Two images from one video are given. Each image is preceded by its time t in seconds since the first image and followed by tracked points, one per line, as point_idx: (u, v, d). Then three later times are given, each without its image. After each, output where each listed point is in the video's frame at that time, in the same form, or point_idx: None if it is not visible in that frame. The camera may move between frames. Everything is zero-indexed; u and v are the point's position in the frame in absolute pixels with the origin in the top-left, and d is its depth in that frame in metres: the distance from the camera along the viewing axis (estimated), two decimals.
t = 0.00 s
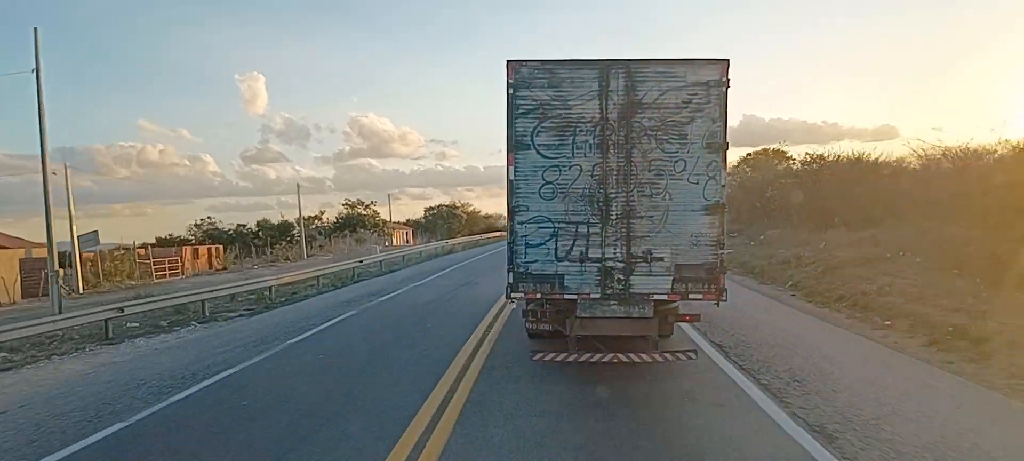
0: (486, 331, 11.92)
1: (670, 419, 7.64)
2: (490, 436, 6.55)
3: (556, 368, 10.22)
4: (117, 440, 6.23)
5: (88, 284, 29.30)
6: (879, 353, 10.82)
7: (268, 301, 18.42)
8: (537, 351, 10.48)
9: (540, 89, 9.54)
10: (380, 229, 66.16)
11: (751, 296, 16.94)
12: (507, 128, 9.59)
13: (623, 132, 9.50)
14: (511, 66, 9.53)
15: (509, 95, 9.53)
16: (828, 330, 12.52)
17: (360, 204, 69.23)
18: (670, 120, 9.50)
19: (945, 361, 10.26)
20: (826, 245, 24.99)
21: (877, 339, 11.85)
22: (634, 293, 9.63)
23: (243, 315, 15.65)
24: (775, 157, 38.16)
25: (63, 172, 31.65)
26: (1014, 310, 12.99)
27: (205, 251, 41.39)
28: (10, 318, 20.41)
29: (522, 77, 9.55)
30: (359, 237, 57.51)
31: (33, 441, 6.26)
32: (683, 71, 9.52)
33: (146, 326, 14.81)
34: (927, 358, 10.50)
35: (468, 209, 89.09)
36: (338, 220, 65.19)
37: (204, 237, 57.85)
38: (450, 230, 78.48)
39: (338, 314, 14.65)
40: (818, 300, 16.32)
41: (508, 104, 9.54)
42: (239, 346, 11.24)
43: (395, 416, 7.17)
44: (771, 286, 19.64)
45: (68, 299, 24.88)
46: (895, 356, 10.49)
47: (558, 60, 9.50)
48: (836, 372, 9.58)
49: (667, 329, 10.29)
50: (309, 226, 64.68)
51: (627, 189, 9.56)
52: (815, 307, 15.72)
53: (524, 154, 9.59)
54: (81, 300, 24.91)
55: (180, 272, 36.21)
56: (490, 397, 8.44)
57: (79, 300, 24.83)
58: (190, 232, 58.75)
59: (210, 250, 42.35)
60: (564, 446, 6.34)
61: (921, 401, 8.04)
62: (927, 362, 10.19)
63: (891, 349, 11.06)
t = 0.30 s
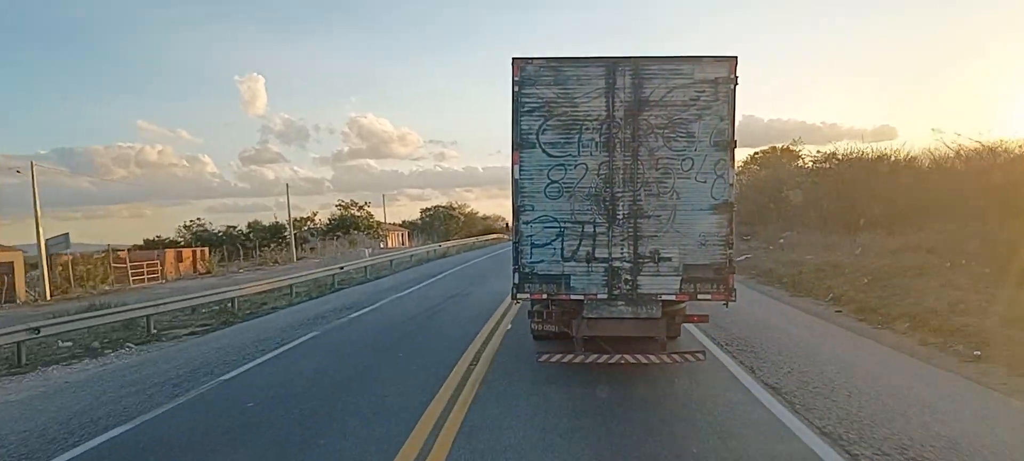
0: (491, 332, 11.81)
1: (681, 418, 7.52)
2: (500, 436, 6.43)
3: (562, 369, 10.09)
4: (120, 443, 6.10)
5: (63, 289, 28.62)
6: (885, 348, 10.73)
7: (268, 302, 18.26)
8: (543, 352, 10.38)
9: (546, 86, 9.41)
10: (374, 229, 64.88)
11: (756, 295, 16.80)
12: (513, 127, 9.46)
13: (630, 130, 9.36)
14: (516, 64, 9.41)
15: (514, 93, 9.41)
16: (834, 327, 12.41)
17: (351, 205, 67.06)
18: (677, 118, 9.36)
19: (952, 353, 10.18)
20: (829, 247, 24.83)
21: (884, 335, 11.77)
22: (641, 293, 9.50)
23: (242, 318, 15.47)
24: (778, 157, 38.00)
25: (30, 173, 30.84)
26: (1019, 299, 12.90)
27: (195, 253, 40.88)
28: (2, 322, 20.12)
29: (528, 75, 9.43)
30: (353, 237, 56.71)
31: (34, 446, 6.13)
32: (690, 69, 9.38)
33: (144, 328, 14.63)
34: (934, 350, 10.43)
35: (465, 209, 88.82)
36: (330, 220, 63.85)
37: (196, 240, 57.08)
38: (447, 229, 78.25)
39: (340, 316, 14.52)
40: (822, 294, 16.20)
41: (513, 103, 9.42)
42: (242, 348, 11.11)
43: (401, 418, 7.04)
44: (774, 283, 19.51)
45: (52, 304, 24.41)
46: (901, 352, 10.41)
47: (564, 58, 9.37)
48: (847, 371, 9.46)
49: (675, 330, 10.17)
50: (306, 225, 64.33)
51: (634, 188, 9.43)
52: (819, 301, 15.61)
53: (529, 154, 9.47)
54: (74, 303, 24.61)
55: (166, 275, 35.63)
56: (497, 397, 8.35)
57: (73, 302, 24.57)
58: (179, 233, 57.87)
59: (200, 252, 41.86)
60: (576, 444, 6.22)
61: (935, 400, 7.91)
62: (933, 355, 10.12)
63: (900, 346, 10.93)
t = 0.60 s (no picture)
0: (495, 336, 11.70)
1: (687, 423, 7.37)
2: (503, 442, 6.29)
3: (567, 374, 9.94)
4: (118, 453, 5.94)
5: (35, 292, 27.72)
6: (891, 354, 10.64)
7: (268, 305, 18.11)
8: (548, 356, 10.29)
9: (551, 87, 9.31)
10: (368, 230, 63.78)
11: (758, 299, 16.69)
12: (518, 128, 9.35)
13: (636, 131, 9.25)
14: (521, 64, 9.31)
15: (519, 94, 9.31)
16: (840, 333, 12.30)
17: (346, 206, 65.46)
18: (684, 119, 9.25)
19: (959, 361, 10.09)
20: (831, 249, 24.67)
21: (890, 342, 11.66)
22: (648, 296, 9.38)
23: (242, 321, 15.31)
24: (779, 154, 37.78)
25: None
26: None
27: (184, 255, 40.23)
28: None
29: (533, 76, 9.33)
30: (348, 239, 56.00)
31: (29, 456, 5.96)
32: (698, 69, 9.27)
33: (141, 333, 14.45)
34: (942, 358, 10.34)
35: (463, 210, 88.61)
36: (323, 221, 62.32)
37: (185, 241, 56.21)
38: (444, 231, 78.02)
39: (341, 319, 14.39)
40: (826, 301, 16.09)
41: (518, 104, 9.32)
42: (243, 352, 10.99)
43: (404, 424, 6.91)
44: (777, 287, 19.37)
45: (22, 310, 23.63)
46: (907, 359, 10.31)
47: (570, 58, 9.26)
48: (854, 377, 9.33)
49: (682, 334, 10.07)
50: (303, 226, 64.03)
51: (640, 190, 9.31)
52: (823, 308, 15.49)
53: (534, 155, 9.36)
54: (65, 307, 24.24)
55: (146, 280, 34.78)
56: (502, 402, 8.25)
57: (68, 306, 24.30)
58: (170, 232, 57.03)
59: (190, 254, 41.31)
60: (582, 450, 6.08)
61: (945, 404, 7.77)
62: (940, 363, 10.03)
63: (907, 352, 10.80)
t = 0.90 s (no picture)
0: (499, 337, 11.60)
1: (696, 423, 7.29)
2: (512, 442, 6.21)
3: (572, 375, 9.86)
4: (121, 457, 5.84)
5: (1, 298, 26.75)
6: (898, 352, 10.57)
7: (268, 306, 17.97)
8: (553, 358, 10.22)
9: (556, 87, 9.22)
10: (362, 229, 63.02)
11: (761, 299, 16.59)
12: (523, 129, 9.27)
13: (643, 132, 9.16)
14: (526, 65, 9.22)
15: (524, 94, 9.23)
16: (844, 331, 12.22)
17: (339, 206, 64.37)
18: (691, 120, 9.16)
19: (965, 359, 10.04)
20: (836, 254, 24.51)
21: (895, 339, 11.60)
22: (654, 298, 9.30)
23: (246, 320, 15.16)
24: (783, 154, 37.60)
25: None
26: None
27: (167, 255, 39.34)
28: None
29: (538, 75, 9.24)
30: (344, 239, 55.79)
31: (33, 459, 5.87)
32: (704, 69, 9.18)
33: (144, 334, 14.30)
34: (947, 355, 10.28)
35: (460, 210, 88.41)
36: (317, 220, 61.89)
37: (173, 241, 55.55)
38: (441, 230, 77.81)
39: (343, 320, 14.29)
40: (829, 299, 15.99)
41: (523, 104, 9.23)
42: (245, 354, 10.89)
43: (410, 425, 6.82)
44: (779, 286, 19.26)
45: None
46: (913, 356, 10.25)
47: (575, 58, 9.17)
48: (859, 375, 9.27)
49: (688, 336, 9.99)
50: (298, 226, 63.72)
51: (646, 191, 9.23)
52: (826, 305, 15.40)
53: (539, 156, 9.27)
54: (54, 310, 23.85)
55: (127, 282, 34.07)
56: (509, 401, 8.18)
57: (59, 309, 23.97)
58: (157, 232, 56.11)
59: (173, 255, 40.39)
60: (591, 449, 6.02)
61: (955, 403, 7.68)
62: (947, 361, 9.96)
63: (912, 350, 10.72)
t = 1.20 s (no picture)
0: (501, 336, 11.46)
1: (703, 424, 7.15)
2: (518, 442, 6.07)
3: (575, 375, 9.71)
4: (120, 456, 5.71)
5: None
6: (901, 349, 10.48)
7: (264, 305, 17.76)
8: (556, 357, 10.09)
9: (563, 82, 9.09)
10: (354, 230, 62.50)
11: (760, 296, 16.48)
12: (528, 125, 9.13)
13: (650, 128, 9.02)
14: (532, 59, 9.09)
15: (529, 89, 9.10)
16: (847, 327, 12.12)
17: (330, 205, 64.05)
18: (700, 116, 9.02)
19: (969, 354, 9.95)
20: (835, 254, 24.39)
21: (898, 335, 11.49)
22: (660, 297, 9.16)
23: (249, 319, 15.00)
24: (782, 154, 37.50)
25: None
26: None
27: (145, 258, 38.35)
28: None
29: (544, 70, 9.11)
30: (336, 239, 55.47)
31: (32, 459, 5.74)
32: (713, 65, 9.04)
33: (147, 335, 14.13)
34: (951, 352, 10.19)
35: (454, 209, 88.16)
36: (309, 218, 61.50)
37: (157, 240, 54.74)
38: (435, 229, 77.51)
39: (343, 318, 14.13)
40: (828, 294, 15.89)
41: (529, 99, 9.11)
42: (243, 352, 10.73)
43: (413, 425, 6.67)
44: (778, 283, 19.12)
45: None
46: (916, 354, 10.16)
47: (581, 53, 9.04)
48: (863, 374, 9.17)
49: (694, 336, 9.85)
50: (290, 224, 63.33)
51: (653, 189, 9.08)
52: (826, 301, 15.30)
53: (545, 152, 9.13)
54: (40, 313, 23.41)
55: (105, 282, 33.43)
56: (513, 399, 8.06)
57: (47, 311, 23.58)
58: (143, 233, 55.21)
59: (151, 256, 39.42)
60: (597, 448, 5.92)
61: (963, 403, 7.57)
62: (950, 358, 9.88)
63: (916, 347, 10.60)
